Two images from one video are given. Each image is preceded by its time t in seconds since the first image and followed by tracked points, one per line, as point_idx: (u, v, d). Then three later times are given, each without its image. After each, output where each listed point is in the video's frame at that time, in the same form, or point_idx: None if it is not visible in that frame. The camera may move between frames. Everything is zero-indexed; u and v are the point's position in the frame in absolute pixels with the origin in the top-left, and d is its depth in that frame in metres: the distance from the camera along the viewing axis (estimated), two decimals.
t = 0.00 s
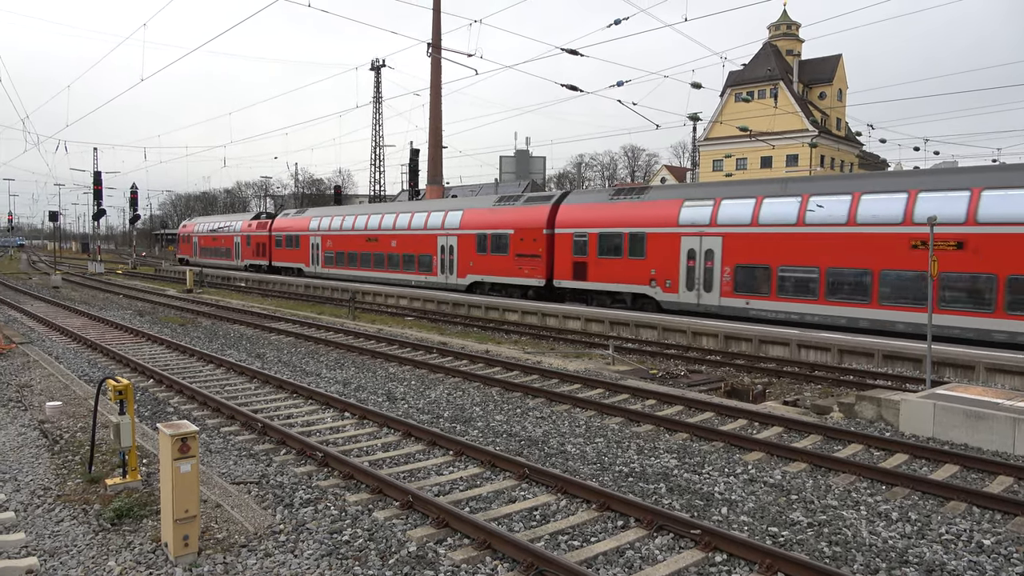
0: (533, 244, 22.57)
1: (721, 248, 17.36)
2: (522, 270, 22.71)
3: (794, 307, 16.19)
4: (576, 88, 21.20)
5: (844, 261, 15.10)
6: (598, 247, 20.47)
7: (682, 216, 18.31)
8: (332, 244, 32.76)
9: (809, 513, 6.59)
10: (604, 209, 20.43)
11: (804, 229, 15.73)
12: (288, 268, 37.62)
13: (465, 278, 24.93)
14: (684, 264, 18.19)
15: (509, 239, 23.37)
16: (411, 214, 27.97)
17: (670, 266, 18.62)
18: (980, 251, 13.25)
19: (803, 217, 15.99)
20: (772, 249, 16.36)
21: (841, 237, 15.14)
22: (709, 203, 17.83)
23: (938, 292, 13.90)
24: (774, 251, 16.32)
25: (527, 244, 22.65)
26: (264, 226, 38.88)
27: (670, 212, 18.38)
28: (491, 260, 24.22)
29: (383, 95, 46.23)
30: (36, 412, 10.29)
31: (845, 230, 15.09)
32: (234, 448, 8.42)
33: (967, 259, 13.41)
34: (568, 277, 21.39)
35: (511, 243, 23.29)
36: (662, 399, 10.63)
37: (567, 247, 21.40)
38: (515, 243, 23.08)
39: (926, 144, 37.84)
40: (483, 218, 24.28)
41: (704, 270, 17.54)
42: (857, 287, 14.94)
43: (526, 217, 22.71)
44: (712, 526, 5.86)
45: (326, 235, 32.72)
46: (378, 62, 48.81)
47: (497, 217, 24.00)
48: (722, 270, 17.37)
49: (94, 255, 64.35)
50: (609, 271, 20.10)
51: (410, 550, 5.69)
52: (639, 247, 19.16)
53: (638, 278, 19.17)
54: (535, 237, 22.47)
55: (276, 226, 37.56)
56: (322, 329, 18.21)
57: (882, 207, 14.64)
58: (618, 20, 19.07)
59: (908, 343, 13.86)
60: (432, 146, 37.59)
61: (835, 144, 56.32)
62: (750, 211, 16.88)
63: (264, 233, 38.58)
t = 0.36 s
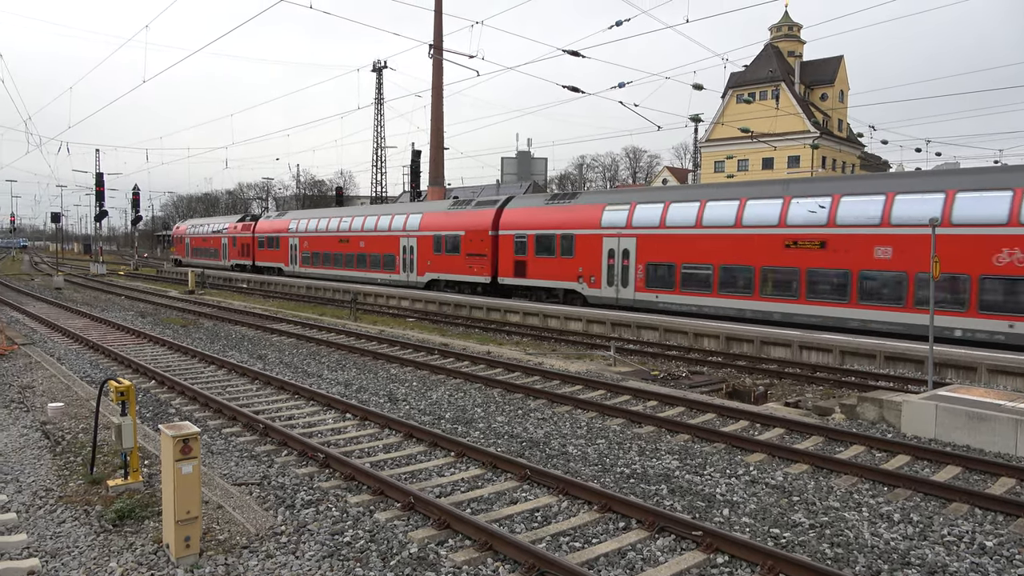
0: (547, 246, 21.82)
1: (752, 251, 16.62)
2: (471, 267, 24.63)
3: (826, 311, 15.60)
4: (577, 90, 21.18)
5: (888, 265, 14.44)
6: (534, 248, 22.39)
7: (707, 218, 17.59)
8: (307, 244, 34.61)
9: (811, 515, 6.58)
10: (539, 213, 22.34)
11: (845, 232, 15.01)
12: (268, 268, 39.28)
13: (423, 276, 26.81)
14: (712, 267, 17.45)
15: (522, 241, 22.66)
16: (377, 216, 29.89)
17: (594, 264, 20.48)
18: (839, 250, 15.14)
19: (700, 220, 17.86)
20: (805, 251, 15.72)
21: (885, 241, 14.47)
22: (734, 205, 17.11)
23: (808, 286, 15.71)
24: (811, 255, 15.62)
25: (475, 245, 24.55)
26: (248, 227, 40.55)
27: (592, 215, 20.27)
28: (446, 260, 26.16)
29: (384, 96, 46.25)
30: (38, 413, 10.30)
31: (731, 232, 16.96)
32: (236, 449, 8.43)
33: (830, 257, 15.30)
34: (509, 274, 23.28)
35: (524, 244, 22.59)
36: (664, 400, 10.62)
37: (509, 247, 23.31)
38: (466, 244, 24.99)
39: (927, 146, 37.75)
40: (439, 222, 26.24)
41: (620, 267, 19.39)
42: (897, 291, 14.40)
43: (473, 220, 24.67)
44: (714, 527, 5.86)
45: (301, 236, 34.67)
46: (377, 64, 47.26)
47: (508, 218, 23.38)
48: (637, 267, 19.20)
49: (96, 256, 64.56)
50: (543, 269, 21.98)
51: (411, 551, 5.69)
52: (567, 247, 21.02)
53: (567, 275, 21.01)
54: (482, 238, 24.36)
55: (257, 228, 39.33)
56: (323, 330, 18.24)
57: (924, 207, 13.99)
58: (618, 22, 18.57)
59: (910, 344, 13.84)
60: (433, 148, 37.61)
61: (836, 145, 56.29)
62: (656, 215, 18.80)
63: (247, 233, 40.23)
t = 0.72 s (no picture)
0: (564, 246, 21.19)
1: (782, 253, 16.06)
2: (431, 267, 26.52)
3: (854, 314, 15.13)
4: (582, 90, 21.13)
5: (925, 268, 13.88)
6: (484, 248, 24.28)
7: (735, 218, 17.04)
8: (290, 245, 36.40)
9: (817, 517, 6.55)
10: (488, 216, 24.24)
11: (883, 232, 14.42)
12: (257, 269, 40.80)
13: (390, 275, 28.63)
14: (740, 269, 16.89)
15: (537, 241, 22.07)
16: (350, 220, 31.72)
17: (535, 263, 22.36)
18: (732, 249, 16.97)
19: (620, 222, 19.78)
20: (840, 253, 15.10)
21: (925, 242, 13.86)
22: (764, 204, 16.54)
23: (706, 281, 17.55)
24: (845, 257, 15.05)
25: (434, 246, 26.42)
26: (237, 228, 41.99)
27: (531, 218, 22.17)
28: (411, 259, 28.03)
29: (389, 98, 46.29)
30: (44, 414, 10.36)
31: (644, 232, 18.81)
32: (242, 450, 8.45)
33: (724, 255, 17.16)
34: (464, 272, 25.18)
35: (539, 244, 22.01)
36: (669, 402, 10.59)
37: (463, 248, 25.20)
38: (427, 245, 26.85)
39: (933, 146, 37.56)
40: (403, 223, 28.01)
41: (556, 265, 21.27)
42: (927, 294, 13.94)
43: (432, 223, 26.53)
44: (720, 529, 5.85)
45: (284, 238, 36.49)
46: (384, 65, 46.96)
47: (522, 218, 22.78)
48: (569, 265, 21.06)
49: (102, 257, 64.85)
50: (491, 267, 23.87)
51: (416, 552, 5.69)
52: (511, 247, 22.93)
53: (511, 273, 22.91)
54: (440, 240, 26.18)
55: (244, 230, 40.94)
56: (329, 331, 18.27)
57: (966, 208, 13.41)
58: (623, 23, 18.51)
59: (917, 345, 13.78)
60: (438, 149, 37.63)
61: (841, 146, 56.14)
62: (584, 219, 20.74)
63: (236, 235, 41.73)
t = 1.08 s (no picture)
0: (586, 245, 20.60)
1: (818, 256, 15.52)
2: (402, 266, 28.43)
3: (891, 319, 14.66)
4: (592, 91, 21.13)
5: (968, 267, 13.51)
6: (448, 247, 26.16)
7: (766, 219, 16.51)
8: (280, 245, 38.27)
9: (829, 519, 6.52)
10: (450, 217, 26.18)
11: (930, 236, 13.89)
12: (252, 267, 42.59)
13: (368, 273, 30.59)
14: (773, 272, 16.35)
15: (559, 241, 21.51)
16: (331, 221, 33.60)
17: (490, 261, 24.22)
18: (652, 248, 18.80)
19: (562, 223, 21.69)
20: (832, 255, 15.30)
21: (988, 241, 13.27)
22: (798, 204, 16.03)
23: (633, 277, 19.31)
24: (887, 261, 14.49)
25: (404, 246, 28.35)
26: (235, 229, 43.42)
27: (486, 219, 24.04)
28: (386, 259, 29.96)
29: (399, 99, 46.40)
30: (58, 413, 10.46)
31: (581, 233, 20.66)
32: (253, 450, 8.49)
33: (645, 253, 18.95)
34: (430, 270, 27.05)
35: (560, 244, 21.44)
36: (679, 403, 10.56)
37: (430, 247, 27.10)
38: (399, 245, 28.75)
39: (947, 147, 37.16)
40: (379, 225, 29.90)
41: (507, 263, 23.10)
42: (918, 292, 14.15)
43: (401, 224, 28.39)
44: (731, 532, 5.82)
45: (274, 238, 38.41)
46: (392, 67, 46.33)
47: (518, 218, 23.00)
48: (519, 263, 22.89)
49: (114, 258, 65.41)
50: (453, 265, 25.75)
51: (427, 552, 5.71)
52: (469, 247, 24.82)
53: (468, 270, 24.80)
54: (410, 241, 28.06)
55: (241, 231, 42.61)
56: (339, 331, 18.33)
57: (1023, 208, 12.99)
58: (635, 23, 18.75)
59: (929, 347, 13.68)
60: (448, 151, 37.68)
61: (853, 146, 55.75)
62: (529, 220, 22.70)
63: (234, 236, 43.24)
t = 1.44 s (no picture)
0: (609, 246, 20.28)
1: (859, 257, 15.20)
2: (377, 264, 30.47)
3: (929, 319, 14.53)
4: (600, 91, 21.12)
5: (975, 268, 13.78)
6: (417, 247, 28.23)
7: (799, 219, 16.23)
8: (271, 244, 40.24)
9: (838, 522, 6.47)
10: (418, 219, 28.35)
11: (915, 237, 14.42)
12: (250, 266, 43.71)
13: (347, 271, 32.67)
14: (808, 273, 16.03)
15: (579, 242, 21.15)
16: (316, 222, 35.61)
17: (452, 259, 26.28)
18: (585, 248, 20.99)
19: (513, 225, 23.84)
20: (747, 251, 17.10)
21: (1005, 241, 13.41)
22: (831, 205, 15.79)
23: (570, 273, 21.45)
24: (928, 262, 14.26)
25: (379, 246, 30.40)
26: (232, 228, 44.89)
27: (448, 221, 26.20)
28: (364, 258, 32.00)
29: (407, 100, 46.42)
30: (67, 411, 10.50)
31: (528, 233, 22.79)
32: (261, 449, 8.51)
33: (582, 252, 21.04)
34: (401, 267, 29.18)
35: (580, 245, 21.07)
36: (688, 404, 10.52)
37: (400, 246, 29.22)
38: (374, 245, 30.80)
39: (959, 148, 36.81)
40: (357, 226, 32.03)
41: (466, 261, 25.12)
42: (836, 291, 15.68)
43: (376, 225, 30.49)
44: (740, 533, 5.79)
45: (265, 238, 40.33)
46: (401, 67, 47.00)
47: (476, 220, 25.09)
48: (476, 260, 24.94)
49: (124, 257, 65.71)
50: (421, 263, 27.75)
51: (434, 552, 5.71)
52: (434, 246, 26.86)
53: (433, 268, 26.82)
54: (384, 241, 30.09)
55: (237, 230, 44.27)
56: (347, 331, 18.35)
57: None
58: (644, 23, 19.13)
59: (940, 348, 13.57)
60: (455, 151, 37.68)
61: (863, 147, 55.43)
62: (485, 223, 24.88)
63: (229, 235, 44.82)
